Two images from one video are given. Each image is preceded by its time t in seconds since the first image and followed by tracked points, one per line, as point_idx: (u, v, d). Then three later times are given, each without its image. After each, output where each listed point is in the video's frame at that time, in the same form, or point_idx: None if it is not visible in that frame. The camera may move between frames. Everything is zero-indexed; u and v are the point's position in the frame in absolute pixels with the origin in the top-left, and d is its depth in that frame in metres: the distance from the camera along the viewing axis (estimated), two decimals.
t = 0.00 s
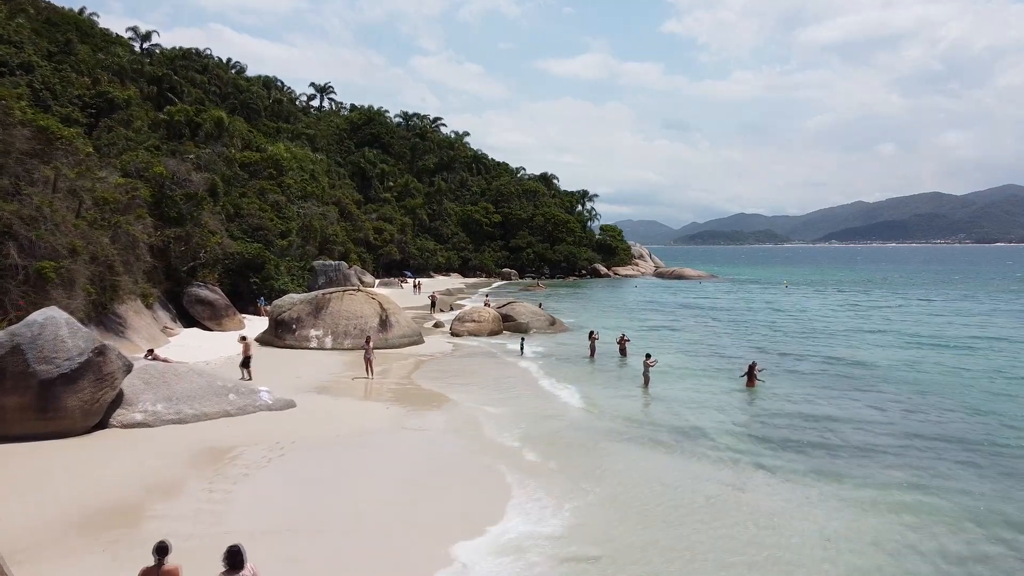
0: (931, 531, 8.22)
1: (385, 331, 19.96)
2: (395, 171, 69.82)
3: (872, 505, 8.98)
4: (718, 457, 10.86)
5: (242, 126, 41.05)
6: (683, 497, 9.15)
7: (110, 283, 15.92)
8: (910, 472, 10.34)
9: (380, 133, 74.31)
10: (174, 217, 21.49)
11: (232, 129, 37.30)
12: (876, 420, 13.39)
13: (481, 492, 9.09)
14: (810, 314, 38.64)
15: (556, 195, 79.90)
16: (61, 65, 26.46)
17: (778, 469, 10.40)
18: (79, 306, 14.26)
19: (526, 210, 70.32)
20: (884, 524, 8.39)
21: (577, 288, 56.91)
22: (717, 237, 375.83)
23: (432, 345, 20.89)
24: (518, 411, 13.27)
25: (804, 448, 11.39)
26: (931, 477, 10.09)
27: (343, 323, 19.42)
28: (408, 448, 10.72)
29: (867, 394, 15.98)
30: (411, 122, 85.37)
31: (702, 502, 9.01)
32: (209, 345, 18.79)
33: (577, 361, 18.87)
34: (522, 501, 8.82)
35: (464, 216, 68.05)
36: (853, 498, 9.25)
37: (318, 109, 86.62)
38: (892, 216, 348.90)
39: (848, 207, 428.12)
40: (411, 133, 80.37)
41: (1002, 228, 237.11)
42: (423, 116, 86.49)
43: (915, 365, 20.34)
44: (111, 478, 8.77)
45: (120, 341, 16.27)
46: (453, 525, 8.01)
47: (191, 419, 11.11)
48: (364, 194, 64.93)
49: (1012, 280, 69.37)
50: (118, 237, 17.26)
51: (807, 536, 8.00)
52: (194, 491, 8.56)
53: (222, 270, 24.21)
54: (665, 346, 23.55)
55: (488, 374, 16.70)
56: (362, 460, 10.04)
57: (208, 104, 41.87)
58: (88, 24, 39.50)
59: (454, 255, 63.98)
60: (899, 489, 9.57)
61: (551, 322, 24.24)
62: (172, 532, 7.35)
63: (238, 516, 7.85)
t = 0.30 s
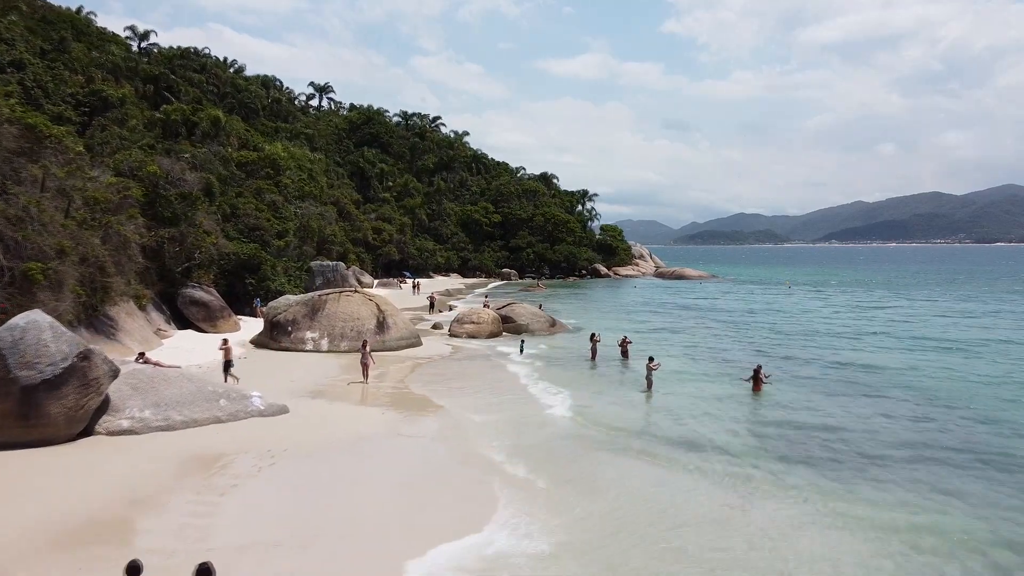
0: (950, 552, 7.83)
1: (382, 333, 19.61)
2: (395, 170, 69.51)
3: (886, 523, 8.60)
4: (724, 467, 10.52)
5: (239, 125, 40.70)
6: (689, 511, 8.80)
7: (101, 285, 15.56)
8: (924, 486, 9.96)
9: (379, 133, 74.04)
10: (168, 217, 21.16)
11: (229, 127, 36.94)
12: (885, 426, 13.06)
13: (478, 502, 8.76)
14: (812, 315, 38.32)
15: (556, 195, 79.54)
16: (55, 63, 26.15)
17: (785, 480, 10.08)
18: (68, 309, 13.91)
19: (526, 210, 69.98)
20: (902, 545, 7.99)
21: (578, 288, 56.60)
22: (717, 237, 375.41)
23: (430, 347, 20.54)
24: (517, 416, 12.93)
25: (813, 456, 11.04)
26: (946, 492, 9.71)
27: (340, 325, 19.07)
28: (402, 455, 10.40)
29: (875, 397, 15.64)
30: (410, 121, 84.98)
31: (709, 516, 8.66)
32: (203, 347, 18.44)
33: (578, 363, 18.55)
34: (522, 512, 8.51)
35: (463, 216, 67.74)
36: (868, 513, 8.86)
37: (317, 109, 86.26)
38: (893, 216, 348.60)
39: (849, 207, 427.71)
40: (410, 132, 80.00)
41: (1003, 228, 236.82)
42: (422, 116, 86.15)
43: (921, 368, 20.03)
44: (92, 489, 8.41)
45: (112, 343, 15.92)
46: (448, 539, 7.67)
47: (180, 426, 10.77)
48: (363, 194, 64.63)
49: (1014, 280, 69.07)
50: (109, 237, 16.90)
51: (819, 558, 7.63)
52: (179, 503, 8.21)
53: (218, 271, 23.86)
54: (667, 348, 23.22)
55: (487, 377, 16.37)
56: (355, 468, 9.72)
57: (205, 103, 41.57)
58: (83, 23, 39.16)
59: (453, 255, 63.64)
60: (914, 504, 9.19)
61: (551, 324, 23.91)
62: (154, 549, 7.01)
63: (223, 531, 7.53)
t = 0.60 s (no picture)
0: (968, 565, 7.51)
1: (379, 335, 19.24)
2: (394, 170, 69.22)
3: (903, 535, 8.24)
4: (731, 475, 10.16)
5: (237, 125, 40.40)
6: (696, 522, 8.47)
7: (91, 287, 15.16)
8: (941, 494, 9.60)
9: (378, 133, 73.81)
10: (162, 217, 20.80)
11: (226, 127, 36.61)
12: (896, 429, 12.69)
13: (475, 515, 8.44)
14: (816, 316, 37.92)
15: (556, 195, 79.13)
16: (48, 62, 25.85)
17: (796, 488, 9.71)
18: (56, 311, 13.50)
19: (526, 210, 69.60)
20: (921, 558, 7.62)
21: (578, 289, 56.25)
22: (717, 237, 375.10)
23: (428, 350, 20.19)
24: (517, 421, 12.59)
25: (823, 462, 10.69)
26: (963, 500, 9.35)
27: (336, 327, 18.72)
28: (397, 464, 10.06)
29: (883, 398, 15.31)
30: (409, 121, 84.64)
31: (717, 528, 8.31)
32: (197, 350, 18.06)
33: (579, 366, 18.19)
34: (522, 526, 8.17)
35: (463, 216, 67.41)
36: (883, 522, 8.51)
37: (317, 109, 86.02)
38: (893, 216, 348.13)
39: (849, 207, 427.30)
40: (410, 132, 79.67)
41: (1004, 228, 236.38)
42: (422, 115, 85.81)
43: (928, 370, 19.65)
44: (73, 501, 8.04)
45: (103, 347, 15.53)
46: (443, 556, 7.33)
47: (168, 433, 10.42)
48: (362, 194, 64.34)
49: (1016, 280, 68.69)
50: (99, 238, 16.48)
51: (836, 574, 7.27)
52: (164, 516, 7.86)
53: (213, 272, 23.49)
54: (670, 351, 22.87)
55: (486, 380, 16.03)
56: (348, 478, 9.38)
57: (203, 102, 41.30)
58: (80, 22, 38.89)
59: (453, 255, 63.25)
60: (931, 513, 8.84)
61: (552, 326, 23.55)
62: (135, 567, 6.66)
63: (209, 546, 7.18)
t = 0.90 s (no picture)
0: None
1: (376, 338, 18.89)
2: (393, 170, 68.96)
3: (923, 547, 7.88)
4: (737, 482, 9.81)
5: (235, 124, 40.12)
6: (703, 532, 8.13)
7: (80, 289, 14.82)
8: (955, 502, 9.26)
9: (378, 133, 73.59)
10: (155, 218, 20.46)
11: (223, 126, 36.32)
12: (905, 434, 12.34)
13: (470, 528, 8.15)
14: (819, 318, 37.58)
15: (556, 195, 78.81)
16: (42, 61, 25.58)
17: (804, 497, 9.36)
18: (43, 314, 13.12)
19: (526, 210, 69.27)
20: (942, 571, 7.27)
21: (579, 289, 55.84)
22: (717, 237, 374.73)
23: (426, 352, 19.86)
24: (515, 427, 12.27)
25: (834, 469, 10.34)
26: (979, 508, 9.01)
27: (332, 329, 18.38)
28: (390, 473, 9.77)
29: (891, 402, 14.99)
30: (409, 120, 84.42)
31: (723, 539, 7.99)
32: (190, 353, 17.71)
33: (580, 369, 17.85)
34: (518, 539, 7.88)
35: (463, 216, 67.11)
36: (899, 533, 8.16)
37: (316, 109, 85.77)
38: (893, 216, 347.86)
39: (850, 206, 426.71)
40: (409, 132, 79.40)
41: (1004, 228, 235.99)
42: (422, 115, 85.58)
43: (935, 373, 19.31)
44: (54, 514, 7.73)
45: (93, 350, 15.18)
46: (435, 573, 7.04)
47: (155, 440, 10.08)
48: (361, 194, 64.04)
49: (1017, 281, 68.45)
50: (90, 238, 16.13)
51: None
52: (147, 530, 7.59)
53: (208, 273, 23.16)
54: (672, 353, 22.52)
55: (485, 384, 15.69)
56: (340, 489, 9.10)
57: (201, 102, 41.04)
58: (77, 22, 38.71)
59: (452, 256, 62.93)
60: (949, 524, 8.49)
61: (552, 328, 23.21)
62: None
63: (192, 564, 6.91)
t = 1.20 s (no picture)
0: None
1: (373, 340, 18.56)
2: (392, 170, 68.66)
3: (939, 564, 7.57)
4: (744, 493, 9.48)
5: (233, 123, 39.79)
6: (712, 546, 7.82)
7: (71, 290, 14.48)
8: (969, 515, 8.97)
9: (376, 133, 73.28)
10: (149, 218, 20.14)
11: (220, 125, 35.99)
12: (916, 443, 12.02)
13: (469, 538, 7.81)
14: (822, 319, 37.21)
15: (556, 195, 78.48)
16: (36, 59, 25.26)
17: (814, 508, 9.04)
18: (30, 316, 12.84)
19: (525, 210, 68.91)
20: None
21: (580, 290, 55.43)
22: (717, 237, 374.48)
23: (424, 355, 19.51)
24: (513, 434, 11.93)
25: (843, 480, 10.04)
26: (993, 522, 8.71)
27: (328, 332, 18.04)
28: (384, 482, 9.42)
29: (899, 408, 14.67)
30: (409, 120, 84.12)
31: (732, 553, 7.66)
32: (184, 355, 17.37)
33: (580, 373, 17.52)
34: (520, 549, 7.55)
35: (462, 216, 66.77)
36: (912, 549, 7.86)
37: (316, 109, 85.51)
38: (893, 216, 347.66)
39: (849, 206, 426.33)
40: (409, 131, 79.08)
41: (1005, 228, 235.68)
42: (421, 115, 85.25)
43: (942, 377, 18.99)
44: (32, 528, 7.34)
45: (84, 353, 14.83)
46: None
47: (142, 448, 9.74)
48: (360, 193, 63.71)
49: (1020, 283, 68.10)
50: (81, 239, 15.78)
51: None
52: (130, 544, 7.20)
53: (203, 274, 22.81)
54: (674, 356, 22.19)
55: (485, 389, 15.36)
56: (333, 499, 8.74)
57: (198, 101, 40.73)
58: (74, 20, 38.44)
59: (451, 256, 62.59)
60: (964, 540, 8.19)
61: (552, 329, 22.89)
62: None
63: None
